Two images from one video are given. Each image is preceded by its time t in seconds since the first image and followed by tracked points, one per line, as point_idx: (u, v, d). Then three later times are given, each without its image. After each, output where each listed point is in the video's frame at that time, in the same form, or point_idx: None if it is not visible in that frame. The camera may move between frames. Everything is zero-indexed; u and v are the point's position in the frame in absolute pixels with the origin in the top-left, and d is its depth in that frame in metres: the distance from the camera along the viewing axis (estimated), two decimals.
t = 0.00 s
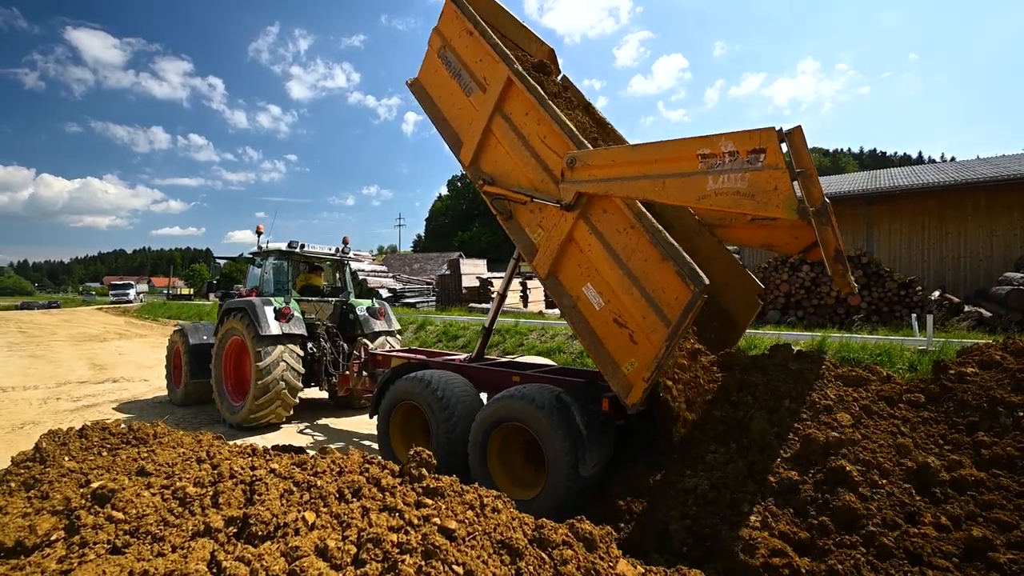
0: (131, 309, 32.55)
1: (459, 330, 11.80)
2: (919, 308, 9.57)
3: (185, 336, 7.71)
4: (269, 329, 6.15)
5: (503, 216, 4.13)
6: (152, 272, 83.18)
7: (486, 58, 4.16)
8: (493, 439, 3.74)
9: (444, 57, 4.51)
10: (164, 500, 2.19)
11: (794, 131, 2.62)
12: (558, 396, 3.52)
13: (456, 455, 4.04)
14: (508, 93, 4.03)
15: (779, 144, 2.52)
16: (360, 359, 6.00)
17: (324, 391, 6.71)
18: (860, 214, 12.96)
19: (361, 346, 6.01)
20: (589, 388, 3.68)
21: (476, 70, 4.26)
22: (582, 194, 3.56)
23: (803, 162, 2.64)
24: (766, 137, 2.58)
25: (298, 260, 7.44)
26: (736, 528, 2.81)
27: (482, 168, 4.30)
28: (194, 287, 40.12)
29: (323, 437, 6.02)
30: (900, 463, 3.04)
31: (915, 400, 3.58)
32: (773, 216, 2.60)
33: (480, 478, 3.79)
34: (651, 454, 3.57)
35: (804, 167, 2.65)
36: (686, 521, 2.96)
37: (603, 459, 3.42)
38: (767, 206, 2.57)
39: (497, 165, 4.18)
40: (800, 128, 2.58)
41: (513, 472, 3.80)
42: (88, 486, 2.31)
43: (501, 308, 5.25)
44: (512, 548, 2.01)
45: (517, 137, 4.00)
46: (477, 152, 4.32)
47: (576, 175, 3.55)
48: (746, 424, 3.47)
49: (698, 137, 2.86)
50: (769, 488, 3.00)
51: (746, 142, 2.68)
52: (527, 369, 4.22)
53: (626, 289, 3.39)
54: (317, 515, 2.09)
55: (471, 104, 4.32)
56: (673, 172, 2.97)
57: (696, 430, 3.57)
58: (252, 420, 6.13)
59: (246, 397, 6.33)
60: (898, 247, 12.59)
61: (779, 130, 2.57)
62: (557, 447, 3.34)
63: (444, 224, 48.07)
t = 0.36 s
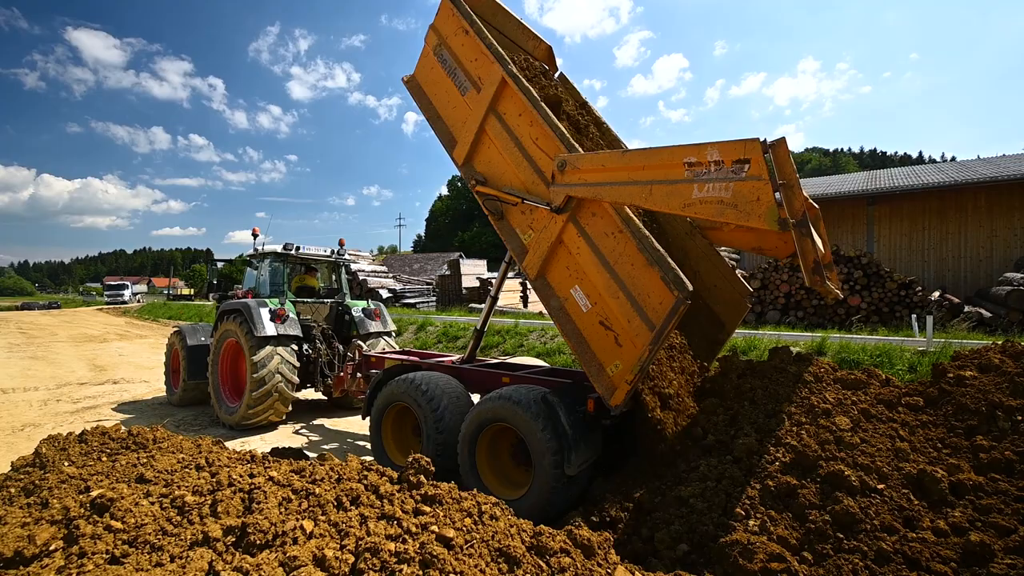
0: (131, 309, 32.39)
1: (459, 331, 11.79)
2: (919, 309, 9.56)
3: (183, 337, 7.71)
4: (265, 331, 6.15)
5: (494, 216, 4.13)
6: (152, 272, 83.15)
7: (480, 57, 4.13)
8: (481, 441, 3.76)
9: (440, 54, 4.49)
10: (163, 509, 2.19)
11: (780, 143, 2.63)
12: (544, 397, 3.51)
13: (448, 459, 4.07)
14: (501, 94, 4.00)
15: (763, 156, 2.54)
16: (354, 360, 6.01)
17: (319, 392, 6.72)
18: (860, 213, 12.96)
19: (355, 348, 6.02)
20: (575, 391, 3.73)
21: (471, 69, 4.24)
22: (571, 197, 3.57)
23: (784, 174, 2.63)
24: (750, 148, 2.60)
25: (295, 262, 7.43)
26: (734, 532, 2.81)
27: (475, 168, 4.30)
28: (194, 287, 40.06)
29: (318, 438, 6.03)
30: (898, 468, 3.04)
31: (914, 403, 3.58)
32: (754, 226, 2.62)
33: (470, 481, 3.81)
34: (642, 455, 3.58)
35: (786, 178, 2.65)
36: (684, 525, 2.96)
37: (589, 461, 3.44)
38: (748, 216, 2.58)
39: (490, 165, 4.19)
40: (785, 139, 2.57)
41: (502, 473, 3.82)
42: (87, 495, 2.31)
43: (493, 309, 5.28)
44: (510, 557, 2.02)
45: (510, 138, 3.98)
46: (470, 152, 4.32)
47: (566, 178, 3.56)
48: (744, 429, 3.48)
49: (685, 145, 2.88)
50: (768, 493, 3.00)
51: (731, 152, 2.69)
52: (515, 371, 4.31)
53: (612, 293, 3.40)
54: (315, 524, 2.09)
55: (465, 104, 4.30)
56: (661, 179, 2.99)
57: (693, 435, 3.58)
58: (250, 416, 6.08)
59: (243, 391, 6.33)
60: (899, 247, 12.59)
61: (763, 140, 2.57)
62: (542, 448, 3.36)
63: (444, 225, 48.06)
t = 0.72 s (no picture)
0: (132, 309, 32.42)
1: (459, 331, 11.80)
2: (920, 310, 9.57)
3: (181, 338, 7.72)
4: (261, 332, 6.16)
5: (489, 215, 4.14)
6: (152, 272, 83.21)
7: (480, 55, 4.12)
8: (471, 444, 3.81)
9: (440, 50, 4.48)
10: (165, 515, 2.19)
11: (771, 154, 2.63)
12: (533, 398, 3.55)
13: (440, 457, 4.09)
14: (499, 93, 4.00)
15: (752, 168, 2.54)
16: (350, 361, 6.04)
17: (315, 392, 6.71)
18: (860, 213, 12.98)
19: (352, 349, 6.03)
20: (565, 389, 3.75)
21: (470, 67, 4.23)
22: (564, 200, 3.58)
23: (774, 186, 2.57)
24: (741, 160, 2.60)
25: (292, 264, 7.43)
26: (734, 535, 2.81)
27: (472, 165, 4.31)
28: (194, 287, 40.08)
29: (313, 438, 6.04)
30: (898, 471, 3.04)
31: (913, 406, 3.59)
32: (741, 237, 2.63)
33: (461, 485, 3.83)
34: (631, 453, 3.63)
35: (775, 190, 2.59)
36: (683, 529, 2.97)
37: (577, 460, 3.50)
38: (736, 227, 2.59)
39: (486, 164, 4.20)
40: (777, 153, 2.61)
41: (493, 476, 3.85)
42: (90, 500, 2.32)
43: (487, 311, 5.30)
44: (510, 562, 2.02)
45: (506, 137, 3.99)
46: (467, 150, 4.33)
47: (560, 180, 3.56)
48: (745, 434, 3.48)
49: (677, 153, 2.88)
50: (767, 497, 3.00)
51: (723, 162, 2.70)
52: (508, 371, 4.35)
53: (602, 296, 3.43)
54: (316, 530, 2.10)
55: (464, 101, 4.30)
56: (652, 186, 3.00)
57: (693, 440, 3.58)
58: (249, 412, 6.09)
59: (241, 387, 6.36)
60: (899, 248, 12.60)
61: (753, 152, 2.57)
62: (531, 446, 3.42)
63: (444, 225, 48.06)
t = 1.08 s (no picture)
0: (133, 309, 32.45)
1: (459, 331, 11.81)
2: (921, 310, 9.59)
3: (181, 338, 7.73)
4: (259, 333, 6.17)
5: (488, 213, 4.15)
6: (153, 272, 83.36)
7: (484, 52, 4.10)
8: (465, 442, 3.88)
9: (444, 45, 4.45)
10: (171, 518, 2.20)
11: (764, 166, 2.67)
12: (525, 398, 3.65)
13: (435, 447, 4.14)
14: (502, 91, 3.98)
15: (746, 179, 2.58)
16: (347, 361, 6.07)
17: (313, 392, 6.72)
18: (861, 213, 12.98)
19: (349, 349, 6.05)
20: (556, 387, 3.81)
21: (474, 64, 4.21)
22: (561, 202, 3.58)
23: (767, 198, 2.58)
24: (735, 171, 2.64)
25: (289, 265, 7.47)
26: (736, 536, 2.82)
27: (473, 162, 4.31)
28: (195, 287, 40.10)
29: (310, 437, 6.06)
30: (899, 473, 3.04)
31: (915, 408, 3.60)
32: (732, 246, 2.69)
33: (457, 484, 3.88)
34: (629, 453, 3.65)
35: (768, 202, 2.60)
36: (685, 530, 2.98)
37: (567, 458, 3.57)
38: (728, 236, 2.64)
39: (486, 161, 4.21)
40: (772, 165, 2.60)
41: (488, 473, 3.90)
42: (97, 504, 2.33)
43: (483, 312, 5.32)
44: (514, 565, 2.03)
45: (507, 136, 3.98)
46: (468, 147, 4.34)
47: (559, 182, 3.56)
48: (747, 436, 3.49)
49: (674, 161, 2.91)
50: (770, 498, 3.01)
51: (717, 172, 2.74)
52: (502, 371, 4.38)
53: (596, 298, 3.45)
54: (322, 533, 2.11)
55: (466, 98, 4.30)
56: (648, 192, 3.03)
57: (695, 442, 3.59)
58: (249, 406, 6.08)
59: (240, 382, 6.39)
60: (900, 248, 12.60)
61: (748, 164, 2.60)
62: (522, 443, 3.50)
63: (444, 225, 48.07)
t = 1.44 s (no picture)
0: (134, 309, 32.47)
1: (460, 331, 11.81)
2: (922, 310, 9.57)
3: (181, 338, 7.72)
4: (257, 333, 6.18)
5: (486, 212, 4.16)
6: (153, 271, 83.40)
7: (486, 53, 4.09)
8: (458, 441, 3.87)
9: (447, 45, 4.45)
10: (178, 521, 2.20)
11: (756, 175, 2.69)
12: (517, 395, 3.64)
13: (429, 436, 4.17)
14: (503, 92, 3.98)
15: (738, 186, 2.60)
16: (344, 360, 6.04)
17: (311, 392, 6.80)
18: (861, 213, 12.98)
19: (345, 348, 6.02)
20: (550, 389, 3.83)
21: (476, 64, 4.21)
22: (558, 203, 3.58)
23: (757, 206, 2.61)
24: (727, 178, 2.66)
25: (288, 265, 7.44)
26: (740, 538, 2.82)
27: (473, 161, 4.32)
28: (195, 287, 40.08)
29: (309, 436, 6.08)
30: (903, 475, 3.04)
31: (918, 409, 3.59)
32: (722, 253, 2.70)
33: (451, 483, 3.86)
34: (622, 449, 3.65)
35: (759, 211, 2.63)
36: (688, 531, 2.98)
37: (560, 456, 3.58)
38: (718, 242, 2.66)
39: (485, 160, 4.21)
40: (762, 173, 2.65)
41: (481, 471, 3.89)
42: (103, 507, 2.32)
43: (479, 311, 5.33)
44: (520, 568, 2.03)
45: (507, 136, 3.98)
46: (469, 146, 4.34)
47: (556, 184, 3.56)
48: (751, 438, 3.48)
49: (669, 166, 2.93)
50: (773, 500, 3.01)
51: (710, 179, 2.75)
52: (497, 371, 4.38)
53: (589, 299, 3.45)
54: (328, 536, 2.11)
55: (468, 98, 4.29)
56: (642, 197, 3.03)
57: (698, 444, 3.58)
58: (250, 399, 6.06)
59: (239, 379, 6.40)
60: (901, 248, 12.59)
61: (740, 172, 2.64)
62: (515, 442, 3.48)
63: (445, 224, 48.03)
